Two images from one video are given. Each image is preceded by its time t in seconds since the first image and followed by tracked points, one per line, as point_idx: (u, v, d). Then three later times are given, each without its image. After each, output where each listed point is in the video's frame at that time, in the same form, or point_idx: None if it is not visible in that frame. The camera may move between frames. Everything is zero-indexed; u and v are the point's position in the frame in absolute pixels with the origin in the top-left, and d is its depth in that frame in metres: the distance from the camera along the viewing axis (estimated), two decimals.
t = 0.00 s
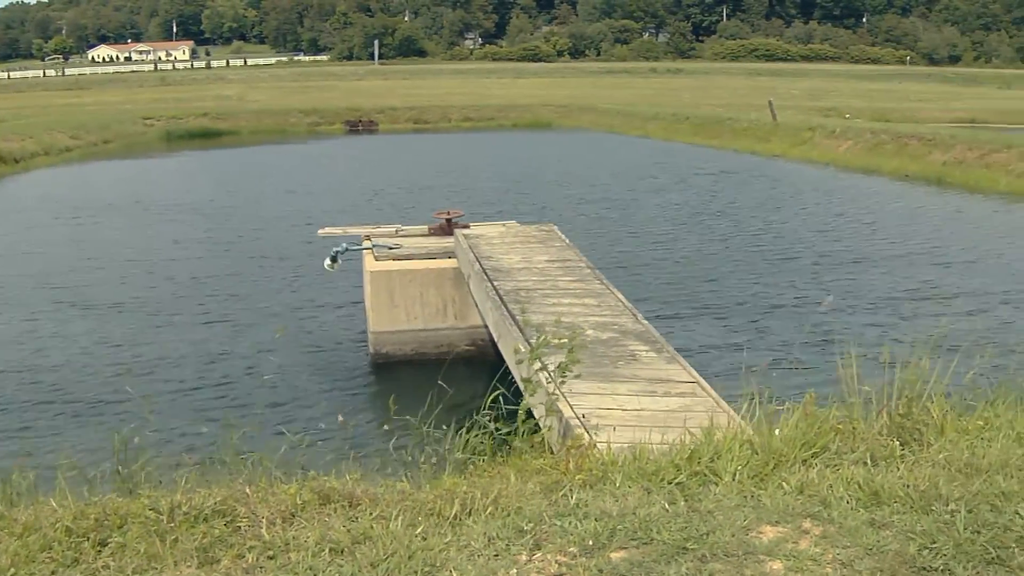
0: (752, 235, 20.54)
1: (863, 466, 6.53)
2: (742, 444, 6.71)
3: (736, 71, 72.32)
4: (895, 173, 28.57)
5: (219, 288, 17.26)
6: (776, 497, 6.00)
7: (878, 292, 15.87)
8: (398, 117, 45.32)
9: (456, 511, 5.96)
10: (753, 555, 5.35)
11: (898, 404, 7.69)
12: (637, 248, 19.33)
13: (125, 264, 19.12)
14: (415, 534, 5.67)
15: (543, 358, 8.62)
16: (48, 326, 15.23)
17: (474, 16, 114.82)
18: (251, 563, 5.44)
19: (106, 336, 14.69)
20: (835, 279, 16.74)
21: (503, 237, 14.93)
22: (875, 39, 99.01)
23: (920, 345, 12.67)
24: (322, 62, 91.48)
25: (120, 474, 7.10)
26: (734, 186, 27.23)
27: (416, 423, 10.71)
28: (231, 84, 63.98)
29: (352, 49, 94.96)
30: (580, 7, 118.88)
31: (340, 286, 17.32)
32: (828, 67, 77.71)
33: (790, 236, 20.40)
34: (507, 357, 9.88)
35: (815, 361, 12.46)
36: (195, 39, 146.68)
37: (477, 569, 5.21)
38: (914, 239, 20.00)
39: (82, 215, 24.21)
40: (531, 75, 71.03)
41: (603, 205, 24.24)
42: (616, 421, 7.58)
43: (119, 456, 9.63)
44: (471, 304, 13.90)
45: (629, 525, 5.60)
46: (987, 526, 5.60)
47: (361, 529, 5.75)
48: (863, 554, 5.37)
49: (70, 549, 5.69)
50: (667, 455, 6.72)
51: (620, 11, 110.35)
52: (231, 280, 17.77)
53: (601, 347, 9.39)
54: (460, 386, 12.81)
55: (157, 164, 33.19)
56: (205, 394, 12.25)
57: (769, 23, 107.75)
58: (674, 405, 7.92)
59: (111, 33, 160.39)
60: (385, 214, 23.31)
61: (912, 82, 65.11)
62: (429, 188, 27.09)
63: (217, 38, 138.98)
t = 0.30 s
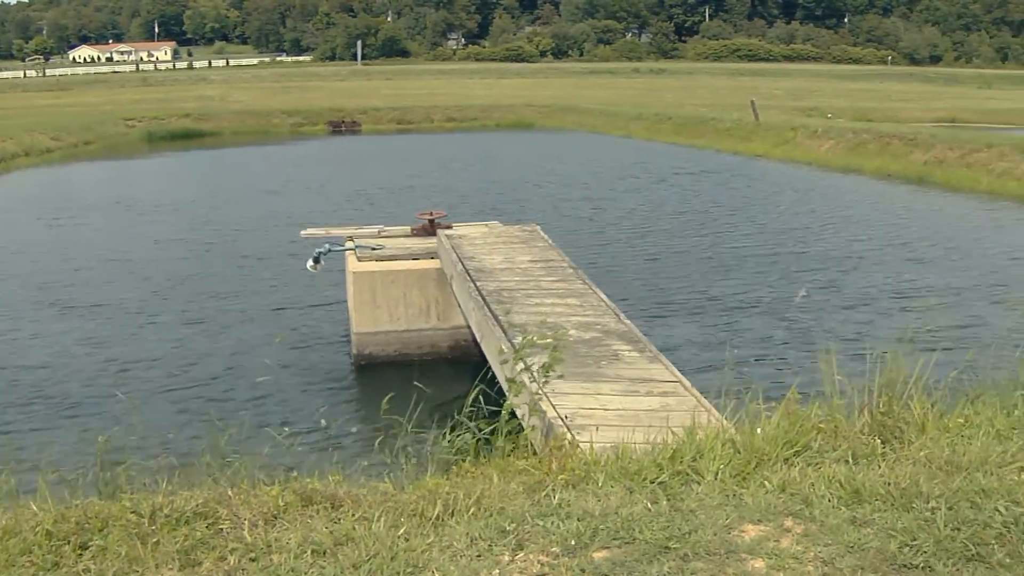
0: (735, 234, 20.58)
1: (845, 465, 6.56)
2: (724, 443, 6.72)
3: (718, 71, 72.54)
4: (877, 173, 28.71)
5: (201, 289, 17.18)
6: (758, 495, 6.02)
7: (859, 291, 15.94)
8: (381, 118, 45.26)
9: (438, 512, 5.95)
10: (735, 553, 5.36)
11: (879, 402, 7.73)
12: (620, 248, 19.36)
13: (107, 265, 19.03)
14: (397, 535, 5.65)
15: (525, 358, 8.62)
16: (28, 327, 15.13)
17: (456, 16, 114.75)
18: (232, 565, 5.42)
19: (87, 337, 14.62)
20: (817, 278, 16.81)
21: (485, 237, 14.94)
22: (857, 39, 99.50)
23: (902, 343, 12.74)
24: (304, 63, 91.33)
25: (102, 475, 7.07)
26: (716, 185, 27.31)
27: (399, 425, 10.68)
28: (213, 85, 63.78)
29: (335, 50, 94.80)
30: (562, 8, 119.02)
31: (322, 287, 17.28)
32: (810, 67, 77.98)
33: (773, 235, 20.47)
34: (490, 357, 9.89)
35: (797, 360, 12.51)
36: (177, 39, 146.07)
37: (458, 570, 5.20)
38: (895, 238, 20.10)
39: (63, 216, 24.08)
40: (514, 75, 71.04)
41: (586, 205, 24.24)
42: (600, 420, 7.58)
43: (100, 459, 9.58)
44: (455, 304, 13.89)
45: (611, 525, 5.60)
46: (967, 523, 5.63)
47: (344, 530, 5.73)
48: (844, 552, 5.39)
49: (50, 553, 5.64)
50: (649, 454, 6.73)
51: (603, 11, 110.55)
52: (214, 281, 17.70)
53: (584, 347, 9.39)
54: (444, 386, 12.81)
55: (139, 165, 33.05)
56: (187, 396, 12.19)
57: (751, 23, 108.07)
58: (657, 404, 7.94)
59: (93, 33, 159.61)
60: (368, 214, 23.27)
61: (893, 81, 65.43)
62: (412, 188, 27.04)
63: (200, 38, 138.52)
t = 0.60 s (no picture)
0: (719, 233, 20.63)
1: (827, 462, 6.58)
2: (707, 442, 6.73)
3: (702, 71, 72.73)
4: (859, 172, 28.83)
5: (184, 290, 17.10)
6: (740, 494, 6.03)
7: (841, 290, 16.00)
8: (364, 118, 45.17)
9: (422, 513, 5.94)
10: (718, 552, 5.38)
11: (860, 400, 7.77)
12: (603, 248, 19.38)
13: (89, 266, 18.93)
14: (380, 536, 5.64)
15: (508, 358, 8.63)
16: (8, 329, 15.03)
17: (439, 17, 114.62)
18: (214, 567, 5.39)
19: (69, 338, 14.53)
20: (800, 277, 16.87)
21: (468, 238, 14.93)
22: (839, 39, 99.96)
23: (882, 342, 12.80)
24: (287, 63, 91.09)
25: (84, 478, 7.02)
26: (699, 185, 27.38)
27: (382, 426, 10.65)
28: (195, 86, 63.54)
29: (318, 50, 94.57)
30: (546, 9, 119.15)
31: (305, 288, 17.23)
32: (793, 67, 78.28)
33: (757, 234, 20.52)
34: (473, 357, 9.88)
35: (780, 359, 12.54)
36: (160, 40, 145.46)
37: (441, 570, 5.20)
38: (877, 236, 20.19)
39: (44, 216, 23.93)
40: (497, 75, 71.03)
41: (570, 205, 24.25)
42: (582, 420, 7.59)
43: (81, 461, 9.53)
44: (438, 305, 13.88)
45: (594, 525, 5.61)
46: (948, 520, 5.67)
47: (326, 532, 5.72)
48: (826, 550, 5.41)
49: (31, 557, 5.61)
50: (632, 454, 6.74)
51: (587, 12, 110.68)
52: (197, 282, 17.62)
53: (567, 347, 9.40)
54: (427, 387, 12.79)
55: (120, 165, 32.89)
56: (171, 398, 12.13)
57: (734, 24, 108.34)
58: (640, 404, 7.95)
59: (74, 33, 158.78)
60: (352, 215, 23.23)
61: (875, 81, 65.75)
62: (396, 189, 27.01)
63: (182, 38, 138.02)
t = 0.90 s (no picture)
0: (705, 233, 20.66)
1: (812, 462, 6.60)
2: (692, 442, 6.74)
3: (688, 71, 72.87)
4: (845, 171, 28.94)
5: (170, 291, 17.04)
6: (725, 494, 6.04)
7: (827, 289, 16.05)
8: (350, 119, 45.07)
9: (406, 514, 5.93)
10: (703, 551, 5.39)
11: (844, 399, 7.80)
12: (589, 248, 19.38)
13: (74, 267, 18.83)
14: (366, 537, 5.62)
15: (495, 358, 8.63)
16: None
17: (425, 18, 114.51)
18: (199, 569, 5.37)
19: (54, 340, 14.44)
20: (786, 277, 16.91)
21: (454, 238, 14.93)
22: (824, 39, 100.34)
23: (867, 341, 12.85)
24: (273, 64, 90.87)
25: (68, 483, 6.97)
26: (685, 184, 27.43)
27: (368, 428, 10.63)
28: (180, 87, 63.29)
29: (303, 51, 94.37)
30: (532, 9, 119.27)
31: (290, 289, 17.18)
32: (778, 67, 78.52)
33: (743, 233, 20.58)
34: (459, 358, 9.87)
35: (766, 359, 12.56)
36: (145, 41, 144.91)
37: (426, 571, 5.19)
38: (862, 236, 20.25)
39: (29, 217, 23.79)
40: (483, 75, 70.95)
41: (556, 205, 24.24)
42: (569, 420, 7.59)
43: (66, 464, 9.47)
44: (424, 305, 13.87)
45: (580, 524, 5.61)
46: (932, 518, 5.69)
47: (312, 533, 5.70)
48: (810, 548, 5.42)
49: (14, 560, 5.58)
50: (618, 453, 6.74)
51: (572, 13, 110.86)
52: (182, 283, 17.57)
53: (553, 347, 9.41)
54: (413, 387, 12.78)
55: (105, 167, 32.73)
56: (155, 399, 12.08)
57: (719, 24, 108.65)
58: (626, 404, 7.97)
59: (58, 33, 158.00)
60: (338, 215, 23.18)
61: (860, 81, 66.03)
62: (382, 189, 26.96)
63: (167, 38, 137.51)
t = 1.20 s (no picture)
0: (690, 232, 20.71)
1: (796, 461, 6.62)
2: (677, 441, 6.75)
3: (673, 71, 73.01)
4: (828, 171, 29.06)
5: (152, 292, 16.96)
6: (709, 493, 6.05)
7: (811, 287, 16.12)
8: (334, 120, 44.97)
9: (391, 515, 5.92)
10: (687, 550, 5.40)
11: (828, 398, 7.83)
12: (574, 247, 19.39)
13: (57, 267, 18.74)
14: (349, 538, 5.62)
15: (479, 358, 8.63)
16: None
17: (409, 18, 114.39)
18: (182, 572, 5.36)
19: (37, 341, 14.38)
20: (770, 276, 16.97)
21: (438, 238, 14.92)
22: (809, 39, 100.68)
23: (850, 339, 12.90)
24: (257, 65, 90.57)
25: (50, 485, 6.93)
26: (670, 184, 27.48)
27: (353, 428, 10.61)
28: (164, 87, 63.03)
29: (287, 51, 94.11)
30: (517, 10, 119.30)
31: (275, 289, 17.14)
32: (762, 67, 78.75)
33: (727, 232, 20.65)
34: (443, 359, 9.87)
35: (751, 357, 12.60)
36: (128, 41, 144.22)
37: (410, 572, 5.19)
38: (846, 234, 20.35)
39: (11, 218, 23.65)
40: (468, 75, 70.87)
41: (541, 205, 24.25)
42: (552, 420, 7.59)
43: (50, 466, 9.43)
44: (409, 305, 13.86)
45: (564, 524, 5.62)
46: (915, 516, 5.71)
47: (296, 534, 5.69)
48: (794, 547, 5.44)
49: None
50: (602, 453, 6.75)
51: (557, 13, 110.99)
52: (166, 283, 17.49)
53: (537, 347, 9.41)
54: (398, 388, 12.77)
55: (88, 168, 32.56)
56: (138, 400, 12.03)
57: (704, 24, 108.98)
58: (610, 403, 7.99)
59: (40, 34, 157.10)
60: (323, 215, 23.12)
61: (844, 81, 66.29)
62: (367, 189, 26.90)
63: (150, 39, 136.86)
